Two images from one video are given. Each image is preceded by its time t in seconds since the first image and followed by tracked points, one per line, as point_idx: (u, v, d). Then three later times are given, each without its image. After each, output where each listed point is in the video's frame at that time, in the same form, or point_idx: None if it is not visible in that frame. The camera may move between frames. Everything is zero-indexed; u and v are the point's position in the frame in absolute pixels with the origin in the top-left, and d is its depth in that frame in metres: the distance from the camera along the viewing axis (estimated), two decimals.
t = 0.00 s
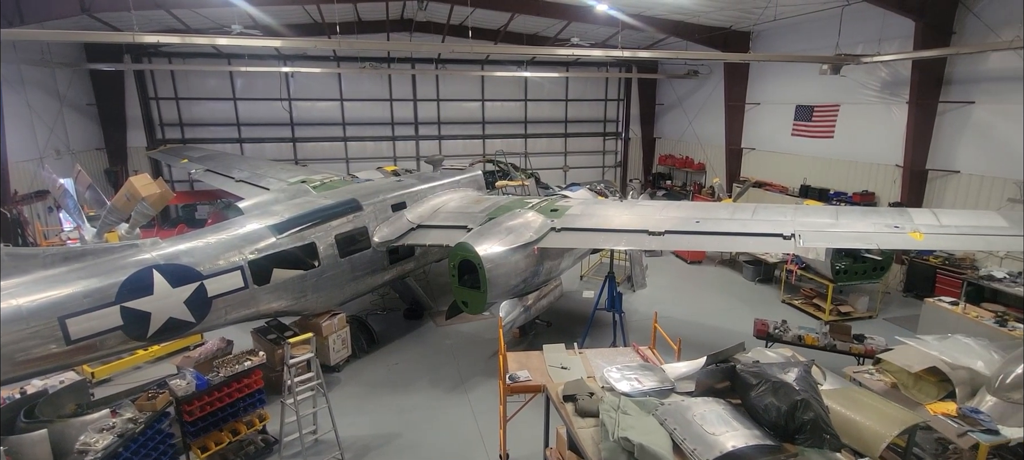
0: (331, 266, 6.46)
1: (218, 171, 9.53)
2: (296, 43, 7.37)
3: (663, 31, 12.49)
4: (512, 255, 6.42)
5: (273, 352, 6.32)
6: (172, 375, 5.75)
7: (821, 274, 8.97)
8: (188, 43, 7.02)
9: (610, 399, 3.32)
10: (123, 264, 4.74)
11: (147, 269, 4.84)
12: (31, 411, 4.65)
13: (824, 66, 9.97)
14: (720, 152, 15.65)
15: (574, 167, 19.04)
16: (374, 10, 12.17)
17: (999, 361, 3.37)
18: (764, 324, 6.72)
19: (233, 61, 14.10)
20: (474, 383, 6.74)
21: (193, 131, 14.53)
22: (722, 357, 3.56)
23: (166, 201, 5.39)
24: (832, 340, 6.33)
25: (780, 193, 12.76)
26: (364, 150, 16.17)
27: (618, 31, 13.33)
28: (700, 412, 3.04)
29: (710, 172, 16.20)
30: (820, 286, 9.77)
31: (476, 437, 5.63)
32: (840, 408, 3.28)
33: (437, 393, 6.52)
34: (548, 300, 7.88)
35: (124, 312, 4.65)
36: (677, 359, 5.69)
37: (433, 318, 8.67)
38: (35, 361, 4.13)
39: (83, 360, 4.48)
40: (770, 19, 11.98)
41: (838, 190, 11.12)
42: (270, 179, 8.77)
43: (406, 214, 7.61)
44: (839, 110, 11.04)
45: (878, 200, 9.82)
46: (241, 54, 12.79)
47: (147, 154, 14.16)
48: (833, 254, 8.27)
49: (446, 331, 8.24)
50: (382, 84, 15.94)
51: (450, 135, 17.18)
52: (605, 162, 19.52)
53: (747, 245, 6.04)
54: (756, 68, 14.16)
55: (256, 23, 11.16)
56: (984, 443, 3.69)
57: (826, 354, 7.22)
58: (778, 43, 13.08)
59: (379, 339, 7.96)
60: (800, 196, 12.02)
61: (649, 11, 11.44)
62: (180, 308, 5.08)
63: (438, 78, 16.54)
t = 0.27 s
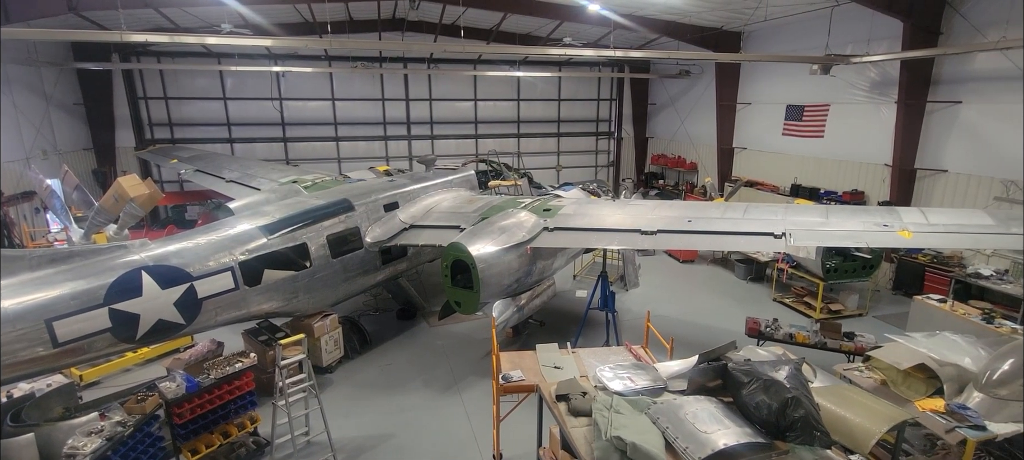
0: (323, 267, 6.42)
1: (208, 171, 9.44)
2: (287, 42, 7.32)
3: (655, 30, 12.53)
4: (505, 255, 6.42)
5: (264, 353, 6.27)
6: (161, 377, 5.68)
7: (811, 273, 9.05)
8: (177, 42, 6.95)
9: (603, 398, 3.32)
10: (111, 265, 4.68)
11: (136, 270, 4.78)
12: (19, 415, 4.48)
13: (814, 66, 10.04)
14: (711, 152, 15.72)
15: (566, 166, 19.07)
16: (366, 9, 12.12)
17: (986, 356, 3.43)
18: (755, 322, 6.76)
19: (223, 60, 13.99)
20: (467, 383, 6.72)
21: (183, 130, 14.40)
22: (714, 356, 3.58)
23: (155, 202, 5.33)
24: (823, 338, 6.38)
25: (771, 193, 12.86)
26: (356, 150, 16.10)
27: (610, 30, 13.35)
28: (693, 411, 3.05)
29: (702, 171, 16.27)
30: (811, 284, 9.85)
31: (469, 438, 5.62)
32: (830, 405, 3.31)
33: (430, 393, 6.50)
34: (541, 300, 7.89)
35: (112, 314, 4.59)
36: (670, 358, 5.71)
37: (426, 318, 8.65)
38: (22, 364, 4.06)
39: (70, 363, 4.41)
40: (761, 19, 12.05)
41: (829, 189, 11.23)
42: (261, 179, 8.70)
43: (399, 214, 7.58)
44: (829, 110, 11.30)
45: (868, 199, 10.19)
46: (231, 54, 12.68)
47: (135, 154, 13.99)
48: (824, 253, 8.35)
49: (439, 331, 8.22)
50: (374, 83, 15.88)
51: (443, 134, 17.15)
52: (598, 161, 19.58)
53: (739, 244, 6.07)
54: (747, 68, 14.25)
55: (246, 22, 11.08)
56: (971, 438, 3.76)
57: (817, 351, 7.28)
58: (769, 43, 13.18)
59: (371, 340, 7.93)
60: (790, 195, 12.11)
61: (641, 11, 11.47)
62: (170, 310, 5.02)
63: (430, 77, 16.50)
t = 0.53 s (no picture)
0: (313, 268, 6.38)
1: (196, 172, 9.35)
2: (276, 42, 7.27)
3: (645, 31, 12.60)
4: (496, 255, 6.41)
5: (253, 356, 6.21)
6: (149, 380, 5.60)
7: (800, 272, 9.14)
8: (164, 42, 6.86)
9: (594, 398, 3.32)
10: (97, 267, 4.61)
11: (122, 272, 4.72)
12: None
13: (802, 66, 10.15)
14: (701, 152, 15.82)
15: (558, 167, 19.12)
16: (356, 9, 12.05)
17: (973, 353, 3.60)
18: (745, 320, 6.82)
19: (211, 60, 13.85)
20: (459, 384, 6.71)
21: (171, 131, 14.24)
22: (703, 355, 3.60)
23: (142, 203, 5.26)
24: (811, 336, 6.44)
25: (760, 192, 12.97)
26: (346, 150, 16.01)
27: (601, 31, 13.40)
28: (683, 410, 3.06)
29: (693, 171, 16.36)
30: (800, 283, 9.94)
31: (461, 438, 5.61)
32: (818, 403, 3.34)
33: (421, 395, 6.48)
34: (533, 300, 7.89)
35: (98, 317, 4.52)
36: (660, 357, 5.74)
37: (417, 319, 8.62)
38: (6, 369, 3.98)
39: (55, 367, 4.34)
40: (749, 21, 12.15)
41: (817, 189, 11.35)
42: (249, 180, 8.63)
43: (389, 214, 7.55)
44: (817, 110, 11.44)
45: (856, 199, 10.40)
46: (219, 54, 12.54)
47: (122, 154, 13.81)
48: (812, 252, 8.45)
49: (430, 332, 8.20)
50: (364, 83, 15.80)
51: (434, 135, 17.12)
52: (589, 162, 19.64)
53: (729, 243, 6.11)
54: (736, 69, 14.37)
55: (234, 22, 10.98)
56: (956, 434, 3.77)
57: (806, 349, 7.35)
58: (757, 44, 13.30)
59: (362, 342, 7.89)
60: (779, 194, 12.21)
61: (631, 12, 11.51)
62: (157, 312, 4.96)
63: (421, 77, 16.45)
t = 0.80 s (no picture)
0: (302, 270, 6.32)
1: (183, 174, 9.24)
2: (264, 42, 7.20)
3: (634, 31, 12.65)
4: (487, 256, 6.40)
5: (242, 359, 6.15)
6: (135, 385, 5.53)
7: (789, 269, 9.22)
8: (149, 42, 6.77)
9: (586, 397, 3.32)
10: (81, 271, 4.52)
11: (107, 276, 4.64)
12: None
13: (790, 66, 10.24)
14: (691, 151, 15.91)
15: (548, 166, 19.15)
16: (344, 9, 11.96)
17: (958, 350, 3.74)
18: (736, 318, 6.86)
19: (197, 60, 13.70)
20: (451, 385, 6.69)
21: (157, 132, 14.05)
22: (694, 353, 3.62)
23: (127, 205, 5.18)
24: (801, 333, 6.50)
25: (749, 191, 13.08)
26: (336, 151, 15.92)
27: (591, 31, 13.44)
28: (674, 408, 3.08)
29: (683, 170, 16.45)
30: (789, 281, 10.04)
31: (453, 439, 5.60)
32: (808, 399, 3.36)
33: (413, 396, 6.45)
34: (524, 300, 7.89)
35: (83, 322, 4.45)
36: (652, 355, 5.76)
37: (409, 320, 8.58)
38: None
39: (39, 373, 4.26)
40: (737, 21, 12.25)
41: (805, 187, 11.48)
42: (237, 181, 8.54)
43: (380, 215, 7.51)
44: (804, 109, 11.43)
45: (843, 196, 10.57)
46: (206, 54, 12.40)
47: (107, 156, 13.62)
48: (801, 249, 8.54)
49: (422, 333, 8.17)
50: (353, 83, 15.71)
51: (424, 135, 17.07)
52: (580, 161, 19.69)
53: (719, 242, 6.14)
54: (725, 69, 14.46)
55: (220, 21, 10.85)
56: (943, 428, 3.79)
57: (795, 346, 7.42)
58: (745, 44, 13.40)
59: (353, 343, 7.84)
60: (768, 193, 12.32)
61: (621, 12, 11.55)
62: (143, 316, 4.90)
63: (411, 77, 16.39)
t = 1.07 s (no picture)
0: (294, 272, 6.28)
1: (173, 175, 9.16)
2: (254, 42, 7.16)
3: (626, 32, 12.70)
4: (480, 256, 6.39)
5: (234, 362, 6.10)
6: (125, 389, 5.47)
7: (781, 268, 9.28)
8: (137, 42, 6.70)
9: (579, 397, 3.33)
10: (68, 274, 4.46)
11: (95, 279, 4.58)
12: None
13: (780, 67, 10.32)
14: (683, 151, 15.98)
15: (541, 167, 19.18)
16: (336, 9, 11.92)
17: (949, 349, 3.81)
18: (728, 317, 6.90)
19: (187, 61, 13.58)
20: (445, 386, 6.67)
21: (146, 133, 13.91)
22: (687, 352, 3.63)
23: (116, 207, 5.13)
24: (792, 331, 6.55)
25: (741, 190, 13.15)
26: (328, 152, 15.86)
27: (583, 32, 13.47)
28: (667, 407, 3.09)
29: (675, 170, 16.52)
30: (780, 280, 10.11)
31: (447, 440, 5.59)
32: (800, 397, 3.38)
33: (406, 397, 6.43)
34: (518, 300, 7.89)
35: (71, 325, 4.40)
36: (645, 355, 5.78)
37: (402, 322, 8.56)
38: None
39: (27, 377, 4.20)
40: (728, 21, 12.32)
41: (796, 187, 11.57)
42: (228, 183, 8.48)
43: (372, 216, 7.49)
44: (796, 110, 11.65)
45: (833, 196, 10.64)
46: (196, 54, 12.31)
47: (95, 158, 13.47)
48: (792, 249, 8.61)
49: (415, 335, 8.15)
50: (345, 84, 15.66)
51: (416, 136, 17.04)
52: (573, 162, 19.76)
53: (710, 242, 6.17)
54: (716, 69, 14.55)
55: (210, 22, 10.78)
56: (931, 424, 3.81)
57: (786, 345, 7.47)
58: (736, 44, 13.49)
59: (346, 345, 7.81)
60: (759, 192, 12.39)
61: (612, 13, 11.59)
62: (133, 319, 4.85)
63: (403, 78, 16.36)
